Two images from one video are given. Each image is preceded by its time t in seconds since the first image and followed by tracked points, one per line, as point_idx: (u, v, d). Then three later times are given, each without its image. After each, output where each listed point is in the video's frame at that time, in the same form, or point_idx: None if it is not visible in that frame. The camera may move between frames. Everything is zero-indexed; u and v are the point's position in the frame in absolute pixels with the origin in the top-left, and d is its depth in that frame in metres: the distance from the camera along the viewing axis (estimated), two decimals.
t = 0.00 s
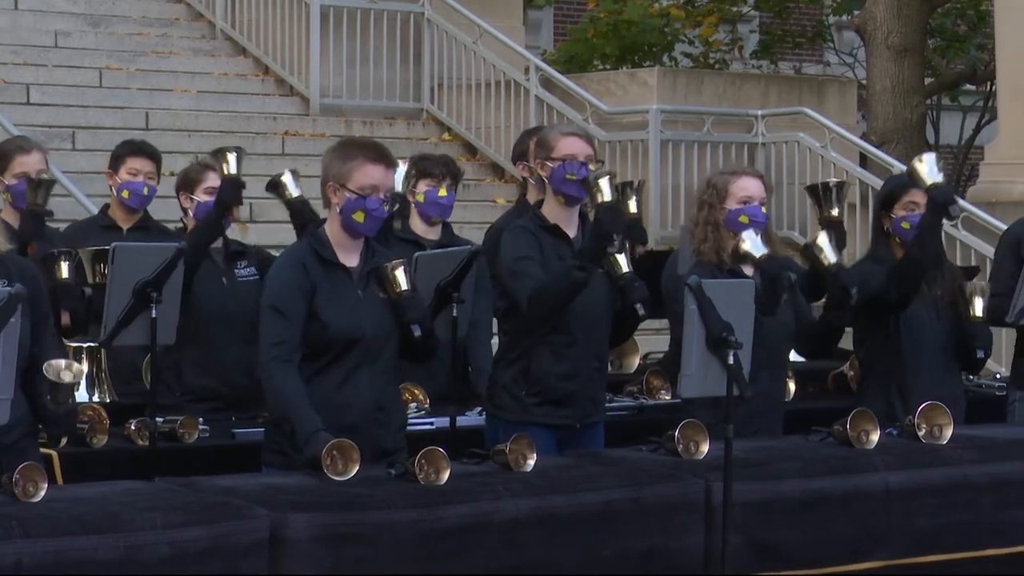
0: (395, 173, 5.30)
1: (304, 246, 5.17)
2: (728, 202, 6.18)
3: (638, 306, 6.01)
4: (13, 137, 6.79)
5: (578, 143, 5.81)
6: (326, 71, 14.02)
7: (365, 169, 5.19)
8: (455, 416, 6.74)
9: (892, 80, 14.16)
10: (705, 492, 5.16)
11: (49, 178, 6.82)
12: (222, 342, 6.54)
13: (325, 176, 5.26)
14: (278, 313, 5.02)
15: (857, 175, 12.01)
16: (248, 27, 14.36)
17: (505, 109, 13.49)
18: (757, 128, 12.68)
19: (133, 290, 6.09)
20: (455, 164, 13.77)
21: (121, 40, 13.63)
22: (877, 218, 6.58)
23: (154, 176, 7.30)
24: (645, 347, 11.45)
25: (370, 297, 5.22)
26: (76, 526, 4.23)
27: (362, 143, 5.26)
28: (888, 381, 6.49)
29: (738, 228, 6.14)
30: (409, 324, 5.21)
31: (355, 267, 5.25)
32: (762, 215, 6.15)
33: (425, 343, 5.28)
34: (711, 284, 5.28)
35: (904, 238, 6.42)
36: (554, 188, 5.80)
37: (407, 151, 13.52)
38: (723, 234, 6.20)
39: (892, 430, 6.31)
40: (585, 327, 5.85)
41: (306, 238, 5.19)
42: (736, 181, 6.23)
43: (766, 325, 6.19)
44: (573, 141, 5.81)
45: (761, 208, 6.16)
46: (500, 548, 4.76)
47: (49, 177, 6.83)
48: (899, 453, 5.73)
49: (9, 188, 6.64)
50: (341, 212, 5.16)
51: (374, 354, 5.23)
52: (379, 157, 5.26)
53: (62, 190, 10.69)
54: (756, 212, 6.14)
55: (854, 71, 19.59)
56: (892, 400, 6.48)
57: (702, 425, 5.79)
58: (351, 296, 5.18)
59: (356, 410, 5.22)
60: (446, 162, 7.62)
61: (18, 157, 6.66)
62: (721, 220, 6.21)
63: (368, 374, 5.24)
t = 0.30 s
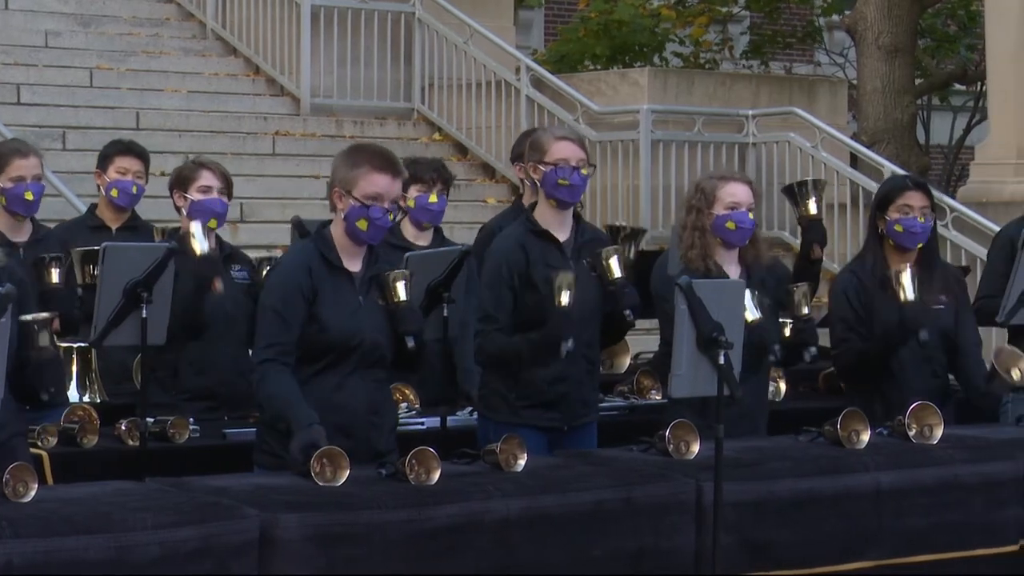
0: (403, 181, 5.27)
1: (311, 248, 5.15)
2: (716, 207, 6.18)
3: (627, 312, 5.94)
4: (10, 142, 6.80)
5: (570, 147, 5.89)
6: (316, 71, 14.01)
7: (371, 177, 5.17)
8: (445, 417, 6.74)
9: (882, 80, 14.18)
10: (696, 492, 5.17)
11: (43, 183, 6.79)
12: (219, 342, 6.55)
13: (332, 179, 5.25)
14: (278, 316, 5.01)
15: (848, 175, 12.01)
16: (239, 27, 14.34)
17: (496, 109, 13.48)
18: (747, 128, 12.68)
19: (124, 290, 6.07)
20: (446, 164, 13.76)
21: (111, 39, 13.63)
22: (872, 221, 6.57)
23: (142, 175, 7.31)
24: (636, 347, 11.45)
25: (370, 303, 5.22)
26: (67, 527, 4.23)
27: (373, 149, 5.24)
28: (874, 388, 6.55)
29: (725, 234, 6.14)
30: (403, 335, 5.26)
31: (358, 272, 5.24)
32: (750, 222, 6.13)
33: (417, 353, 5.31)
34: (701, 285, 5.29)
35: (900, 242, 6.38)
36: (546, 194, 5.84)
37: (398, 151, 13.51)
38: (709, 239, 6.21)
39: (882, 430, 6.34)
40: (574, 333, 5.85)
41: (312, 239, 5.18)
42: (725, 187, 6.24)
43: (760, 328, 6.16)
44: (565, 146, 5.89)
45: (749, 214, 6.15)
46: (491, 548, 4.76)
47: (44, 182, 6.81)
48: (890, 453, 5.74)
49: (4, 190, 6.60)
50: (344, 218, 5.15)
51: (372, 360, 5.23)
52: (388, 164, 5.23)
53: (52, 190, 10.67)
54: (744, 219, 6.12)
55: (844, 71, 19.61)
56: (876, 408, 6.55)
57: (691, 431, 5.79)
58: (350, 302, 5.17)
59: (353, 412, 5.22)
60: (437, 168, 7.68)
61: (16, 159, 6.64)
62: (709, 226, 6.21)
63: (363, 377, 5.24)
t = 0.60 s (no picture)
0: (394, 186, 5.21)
1: (306, 246, 5.12)
2: (700, 208, 6.18)
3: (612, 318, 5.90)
4: None
5: (561, 155, 5.87)
6: (305, 70, 13.99)
7: (362, 182, 5.11)
8: (435, 416, 6.72)
9: (871, 80, 14.20)
10: (684, 491, 5.17)
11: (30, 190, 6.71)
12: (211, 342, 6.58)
13: (321, 181, 5.18)
14: (293, 314, 4.94)
15: (836, 175, 12.03)
16: (227, 27, 14.33)
17: (484, 109, 13.48)
18: (736, 128, 12.69)
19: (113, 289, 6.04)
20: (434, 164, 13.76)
21: (100, 39, 13.62)
22: (870, 220, 6.57)
23: (131, 176, 7.32)
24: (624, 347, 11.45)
25: (363, 304, 5.23)
26: (54, 527, 4.23)
27: (363, 151, 5.14)
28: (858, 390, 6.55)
29: (708, 236, 6.15)
30: (394, 335, 5.26)
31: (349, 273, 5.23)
32: (734, 224, 6.16)
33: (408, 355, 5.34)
34: (689, 284, 5.30)
35: (894, 244, 6.39)
36: (532, 198, 5.84)
37: (386, 151, 13.50)
38: (690, 240, 6.22)
39: (870, 431, 6.37)
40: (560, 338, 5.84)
41: (306, 238, 5.14)
42: (710, 189, 6.24)
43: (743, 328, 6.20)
44: (559, 154, 5.87)
45: (733, 217, 6.17)
46: (480, 548, 4.76)
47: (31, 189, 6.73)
48: (879, 453, 5.75)
49: None
50: (333, 222, 5.12)
51: (365, 361, 5.24)
52: (380, 168, 5.15)
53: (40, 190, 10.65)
54: (727, 221, 6.15)
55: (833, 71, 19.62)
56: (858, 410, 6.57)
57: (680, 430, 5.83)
58: (349, 301, 5.17)
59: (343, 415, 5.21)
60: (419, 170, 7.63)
61: (7, 167, 6.54)
62: (691, 227, 6.20)
63: (358, 378, 5.23)
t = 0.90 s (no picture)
0: (367, 171, 5.30)
1: (297, 244, 5.11)
2: (689, 207, 6.18)
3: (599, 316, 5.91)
4: None
5: (553, 155, 5.85)
6: (291, 71, 13.98)
7: (335, 171, 5.19)
8: (421, 415, 6.71)
9: (856, 81, 14.23)
10: (670, 491, 5.18)
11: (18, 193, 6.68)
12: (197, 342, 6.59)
13: (298, 182, 5.24)
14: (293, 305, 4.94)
15: (822, 175, 12.05)
16: (213, 27, 14.30)
17: (470, 109, 13.48)
18: (721, 128, 12.71)
19: (97, 290, 6.05)
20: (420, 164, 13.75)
21: (85, 39, 13.61)
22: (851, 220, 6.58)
23: (114, 176, 7.32)
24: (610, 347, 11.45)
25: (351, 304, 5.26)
26: (39, 527, 4.22)
27: (332, 143, 5.24)
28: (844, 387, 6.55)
29: (698, 234, 6.16)
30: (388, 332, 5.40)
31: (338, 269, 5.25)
32: (723, 222, 6.17)
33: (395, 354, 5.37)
34: (675, 284, 5.30)
35: (880, 242, 6.39)
36: (520, 196, 5.84)
37: (372, 151, 13.49)
38: (679, 238, 6.22)
39: (856, 430, 6.38)
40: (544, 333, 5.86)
41: (294, 239, 5.14)
42: (698, 187, 6.22)
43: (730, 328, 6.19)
44: (548, 153, 5.85)
45: (722, 214, 6.17)
46: (465, 548, 4.76)
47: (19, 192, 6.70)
48: (864, 453, 5.76)
49: None
50: (317, 217, 5.15)
51: (353, 359, 5.24)
52: (351, 156, 5.25)
53: (26, 190, 10.63)
54: (716, 220, 6.15)
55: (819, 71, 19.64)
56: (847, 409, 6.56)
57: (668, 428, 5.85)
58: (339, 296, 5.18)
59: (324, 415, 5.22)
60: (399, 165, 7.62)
61: None
62: (680, 226, 6.21)
63: (345, 377, 5.22)
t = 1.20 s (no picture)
0: (355, 172, 5.31)
1: (278, 245, 5.09)
2: (689, 206, 6.18)
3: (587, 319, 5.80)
4: None
5: (547, 156, 5.86)
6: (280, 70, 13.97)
7: (321, 171, 5.21)
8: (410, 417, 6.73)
9: (846, 81, 14.24)
10: (660, 492, 5.18)
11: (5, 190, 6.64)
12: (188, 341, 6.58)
13: (285, 180, 5.26)
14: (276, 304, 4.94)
15: (811, 176, 12.07)
16: (202, 27, 14.29)
17: (459, 109, 13.47)
18: (711, 128, 12.73)
19: (86, 290, 6.03)
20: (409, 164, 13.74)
21: (74, 39, 13.60)
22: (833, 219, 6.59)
23: (102, 177, 7.31)
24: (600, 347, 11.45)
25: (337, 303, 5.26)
26: (29, 527, 4.23)
27: (319, 144, 5.27)
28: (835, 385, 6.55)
29: (698, 233, 6.17)
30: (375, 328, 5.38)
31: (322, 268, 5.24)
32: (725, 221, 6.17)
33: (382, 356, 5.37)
34: (664, 285, 5.30)
35: (860, 241, 6.40)
36: (514, 196, 5.85)
37: (362, 151, 13.49)
38: (681, 237, 6.23)
39: (845, 429, 6.39)
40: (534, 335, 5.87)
41: (278, 237, 5.13)
42: (700, 187, 6.23)
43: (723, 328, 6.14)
44: (543, 153, 5.86)
45: (723, 213, 6.17)
46: (455, 548, 4.77)
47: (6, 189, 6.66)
48: (853, 453, 5.77)
49: None
50: (302, 215, 5.16)
51: (337, 357, 5.24)
52: (338, 157, 5.27)
53: (15, 190, 10.61)
54: (718, 218, 6.15)
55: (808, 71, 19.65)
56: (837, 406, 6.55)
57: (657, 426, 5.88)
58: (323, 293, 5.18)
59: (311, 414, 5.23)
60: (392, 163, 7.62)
61: None
62: (681, 225, 6.23)
63: (331, 375, 5.23)
